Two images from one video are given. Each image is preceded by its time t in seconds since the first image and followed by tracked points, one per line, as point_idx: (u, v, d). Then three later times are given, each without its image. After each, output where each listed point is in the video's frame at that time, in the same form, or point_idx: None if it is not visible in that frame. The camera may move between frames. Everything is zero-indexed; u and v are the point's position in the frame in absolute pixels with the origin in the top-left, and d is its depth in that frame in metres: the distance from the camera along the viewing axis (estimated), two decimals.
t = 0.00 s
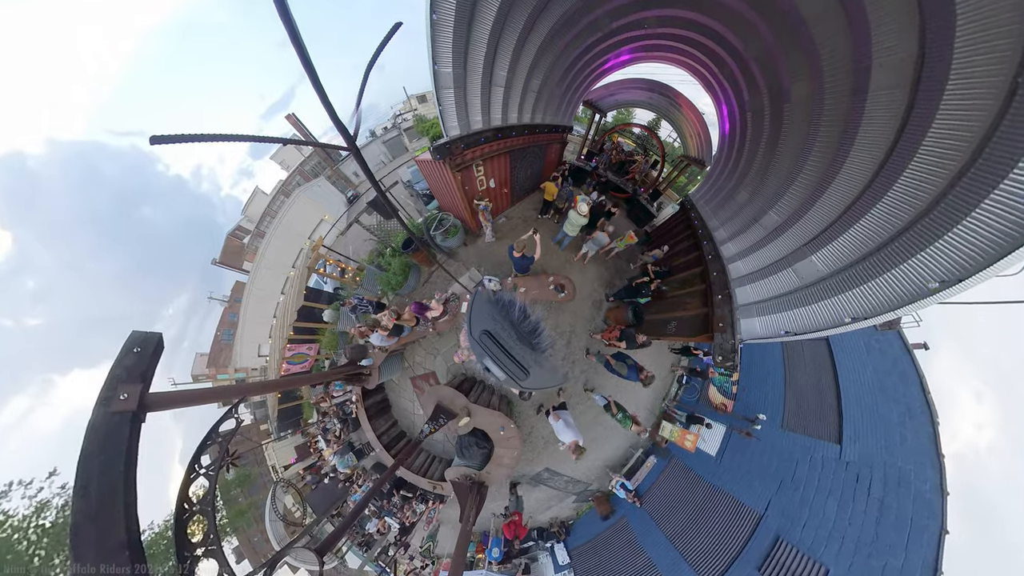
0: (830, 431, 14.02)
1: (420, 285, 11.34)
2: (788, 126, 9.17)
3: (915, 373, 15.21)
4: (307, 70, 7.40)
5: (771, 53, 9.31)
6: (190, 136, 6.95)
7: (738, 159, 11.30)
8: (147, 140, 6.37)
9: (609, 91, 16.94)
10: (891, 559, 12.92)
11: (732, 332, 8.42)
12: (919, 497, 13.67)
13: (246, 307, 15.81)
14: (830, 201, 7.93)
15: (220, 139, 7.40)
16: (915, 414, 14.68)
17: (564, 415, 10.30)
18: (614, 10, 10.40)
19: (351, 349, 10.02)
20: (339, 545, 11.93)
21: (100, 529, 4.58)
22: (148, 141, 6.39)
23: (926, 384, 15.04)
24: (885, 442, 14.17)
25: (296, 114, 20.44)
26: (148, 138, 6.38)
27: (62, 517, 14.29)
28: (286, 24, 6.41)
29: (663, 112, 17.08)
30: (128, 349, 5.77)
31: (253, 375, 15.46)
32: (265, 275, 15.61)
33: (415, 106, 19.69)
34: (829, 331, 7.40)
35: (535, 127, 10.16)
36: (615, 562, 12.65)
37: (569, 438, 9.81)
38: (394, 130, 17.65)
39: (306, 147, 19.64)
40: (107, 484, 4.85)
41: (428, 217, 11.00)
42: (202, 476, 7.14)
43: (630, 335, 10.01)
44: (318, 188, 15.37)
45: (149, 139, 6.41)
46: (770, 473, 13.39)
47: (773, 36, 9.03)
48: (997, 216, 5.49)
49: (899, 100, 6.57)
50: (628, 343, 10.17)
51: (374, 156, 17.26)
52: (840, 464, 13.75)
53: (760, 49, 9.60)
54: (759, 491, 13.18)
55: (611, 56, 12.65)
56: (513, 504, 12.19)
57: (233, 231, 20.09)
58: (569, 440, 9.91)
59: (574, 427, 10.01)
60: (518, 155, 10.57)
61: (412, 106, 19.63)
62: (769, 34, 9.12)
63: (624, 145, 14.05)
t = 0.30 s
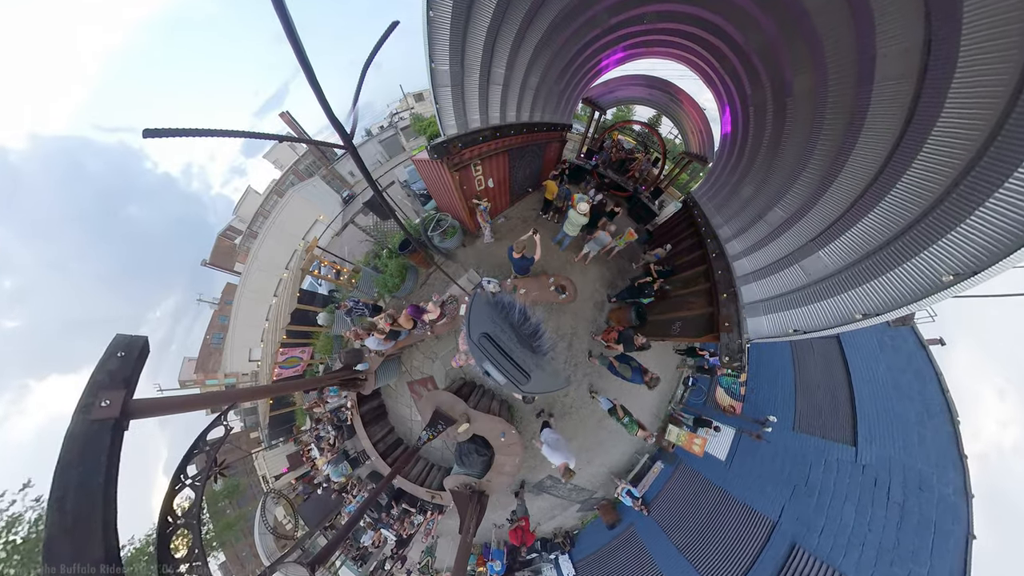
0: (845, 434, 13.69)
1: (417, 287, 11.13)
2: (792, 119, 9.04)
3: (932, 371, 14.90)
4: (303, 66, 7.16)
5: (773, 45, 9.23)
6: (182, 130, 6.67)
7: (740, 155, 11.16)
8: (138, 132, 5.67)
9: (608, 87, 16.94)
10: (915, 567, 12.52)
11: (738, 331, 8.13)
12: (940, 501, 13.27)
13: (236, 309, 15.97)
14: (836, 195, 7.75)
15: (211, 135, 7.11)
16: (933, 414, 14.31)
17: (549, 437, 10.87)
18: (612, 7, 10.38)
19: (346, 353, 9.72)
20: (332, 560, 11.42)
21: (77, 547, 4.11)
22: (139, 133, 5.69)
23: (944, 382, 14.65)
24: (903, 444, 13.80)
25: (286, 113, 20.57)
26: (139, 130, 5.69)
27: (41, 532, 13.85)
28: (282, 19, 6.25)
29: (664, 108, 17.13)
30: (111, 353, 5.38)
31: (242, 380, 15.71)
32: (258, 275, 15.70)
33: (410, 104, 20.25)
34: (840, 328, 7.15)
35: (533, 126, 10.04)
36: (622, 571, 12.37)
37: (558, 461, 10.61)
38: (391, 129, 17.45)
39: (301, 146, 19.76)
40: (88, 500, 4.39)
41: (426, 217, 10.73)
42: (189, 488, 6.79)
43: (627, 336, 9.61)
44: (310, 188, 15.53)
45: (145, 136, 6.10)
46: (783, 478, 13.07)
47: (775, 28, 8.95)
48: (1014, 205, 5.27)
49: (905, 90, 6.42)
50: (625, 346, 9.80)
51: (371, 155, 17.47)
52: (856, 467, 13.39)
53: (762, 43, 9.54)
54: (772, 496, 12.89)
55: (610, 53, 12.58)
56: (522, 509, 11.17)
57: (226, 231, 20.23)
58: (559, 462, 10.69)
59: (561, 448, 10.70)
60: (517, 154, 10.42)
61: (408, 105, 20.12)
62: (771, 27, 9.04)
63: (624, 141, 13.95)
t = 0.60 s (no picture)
0: (861, 435, 13.44)
1: (414, 289, 10.90)
2: (795, 113, 8.93)
3: (949, 368, 14.72)
4: (295, 64, 7.00)
5: (773, 37, 9.20)
6: (169, 129, 6.44)
7: (743, 151, 11.04)
8: (124, 131, 5.58)
9: (607, 84, 17.04)
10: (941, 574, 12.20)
11: (745, 331, 7.86)
12: (962, 503, 12.98)
13: (225, 311, 15.70)
14: (843, 188, 7.59)
15: (200, 134, 6.92)
16: (951, 413, 14.11)
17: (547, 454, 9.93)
18: (610, 4, 10.37)
19: (340, 358, 9.43)
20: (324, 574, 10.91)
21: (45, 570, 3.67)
22: (125, 133, 5.60)
23: (962, 379, 14.47)
24: (922, 444, 13.54)
25: (281, 108, 20.88)
26: (126, 131, 5.63)
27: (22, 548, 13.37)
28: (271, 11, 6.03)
29: (665, 105, 17.19)
30: (92, 357, 4.75)
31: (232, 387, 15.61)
32: (248, 277, 15.44)
33: (406, 101, 20.58)
34: (851, 325, 6.94)
35: (532, 125, 9.90)
36: None
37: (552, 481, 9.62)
38: (386, 128, 17.65)
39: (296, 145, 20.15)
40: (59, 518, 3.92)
41: (423, 218, 10.53)
42: (173, 500, 6.43)
43: (627, 338, 9.50)
44: (304, 187, 15.31)
45: (127, 135, 5.91)
46: (797, 483, 12.84)
47: (777, 19, 8.87)
48: None
49: (912, 79, 6.29)
50: (625, 348, 9.64)
51: (367, 153, 17.61)
52: (874, 470, 13.11)
53: (763, 36, 9.48)
54: (787, 502, 12.63)
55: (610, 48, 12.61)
56: (528, 514, 10.66)
57: (216, 231, 20.43)
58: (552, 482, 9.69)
59: (557, 468, 9.70)
60: (516, 154, 10.27)
61: (403, 102, 20.46)
62: (773, 19, 8.97)
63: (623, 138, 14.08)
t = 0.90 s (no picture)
0: (877, 437, 13.11)
1: (411, 292, 10.67)
2: (799, 107, 8.83)
3: (970, 364, 14.34)
4: (291, 61, 6.59)
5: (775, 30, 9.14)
6: (159, 124, 6.14)
7: (746, 148, 10.92)
8: (110, 128, 5.28)
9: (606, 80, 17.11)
10: None
11: (752, 331, 7.58)
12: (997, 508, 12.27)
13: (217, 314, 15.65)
14: (851, 181, 7.43)
15: (186, 130, 6.56)
16: (974, 411, 13.65)
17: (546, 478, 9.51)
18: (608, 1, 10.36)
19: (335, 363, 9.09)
20: None
21: None
22: (111, 130, 5.30)
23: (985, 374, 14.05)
24: (946, 445, 13.05)
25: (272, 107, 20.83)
26: (112, 127, 5.32)
27: None
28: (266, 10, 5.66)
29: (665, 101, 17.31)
30: (72, 361, 4.43)
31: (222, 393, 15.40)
32: (239, 280, 15.31)
33: (401, 100, 20.74)
34: (862, 322, 6.70)
35: (530, 123, 9.77)
36: None
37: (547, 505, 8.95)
38: (383, 126, 18.01)
39: (288, 144, 20.56)
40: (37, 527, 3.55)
41: (420, 220, 10.45)
42: (155, 514, 6.05)
43: (629, 341, 9.31)
44: (297, 187, 15.21)
45: (111, 128, 5.49)
46: (812, 488, 12.54)
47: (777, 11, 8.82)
48: None
49: (920, 68, 6.18)
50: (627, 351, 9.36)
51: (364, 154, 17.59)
52: (892, 473, 12.71)
53: (765, 29, 9.42)
54: (803, 508, 12.30)
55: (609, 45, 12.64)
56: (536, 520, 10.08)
57: (206, 232, 20.35)
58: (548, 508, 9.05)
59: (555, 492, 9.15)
60: (514, 153, 10.14)
61: (399, 100, 20.62)
62: (775, 12, 8.91)
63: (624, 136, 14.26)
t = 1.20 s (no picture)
0: (894, 438, 12.80)
1: (408, 295, 10.45)
2: (803, 101, 8.72)
3: (991, 359, 13.88)
4: (283, 58, 6.35)
5: (778, 22, 9.08)
6: (146, 120, 5.86)
7: (750, 143, 10.77)
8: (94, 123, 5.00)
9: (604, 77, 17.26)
10: None
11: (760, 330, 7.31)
12: None
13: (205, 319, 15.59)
14: (859, 173, 7.26)
15: (172, 126, 6.30)
16: (999, 409, 13.13)
17: (541, 498, 9.12)
18: None
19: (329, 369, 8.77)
20: None
21: None
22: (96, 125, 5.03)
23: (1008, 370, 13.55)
24: (971, 445, 12.51)
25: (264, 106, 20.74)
26: (97, 122, 5.03)
27: None
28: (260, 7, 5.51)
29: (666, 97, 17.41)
30: (49, 367, 3.96)
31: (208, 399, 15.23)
32: (229, 281, 15.45)
33: (398, 98, 20.73)
34: (875, 318, 6.46)
35: (529, 121, 9.64)
36: None
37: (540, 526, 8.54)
38: (379, 125, 18.02)
39: (281, 142, 20.75)
40: None
41: (417, 220, 10.21)
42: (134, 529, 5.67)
43: (633, 343, 8.90)
44: (290, 188, 15.55)
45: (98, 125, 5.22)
46: (828, 493, 12.32)
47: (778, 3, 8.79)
48: None
49: (928, 56, 6.04)
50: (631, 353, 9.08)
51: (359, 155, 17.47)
52: (914, 477, 12.23)
53: (768, 21, 9.36)
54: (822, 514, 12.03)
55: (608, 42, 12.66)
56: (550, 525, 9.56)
57: (195, 232, 20.17)
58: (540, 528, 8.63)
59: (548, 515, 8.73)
60: (512, 152, 9.99)
61: (396, 98, 20.63)
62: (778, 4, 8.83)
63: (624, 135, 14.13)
